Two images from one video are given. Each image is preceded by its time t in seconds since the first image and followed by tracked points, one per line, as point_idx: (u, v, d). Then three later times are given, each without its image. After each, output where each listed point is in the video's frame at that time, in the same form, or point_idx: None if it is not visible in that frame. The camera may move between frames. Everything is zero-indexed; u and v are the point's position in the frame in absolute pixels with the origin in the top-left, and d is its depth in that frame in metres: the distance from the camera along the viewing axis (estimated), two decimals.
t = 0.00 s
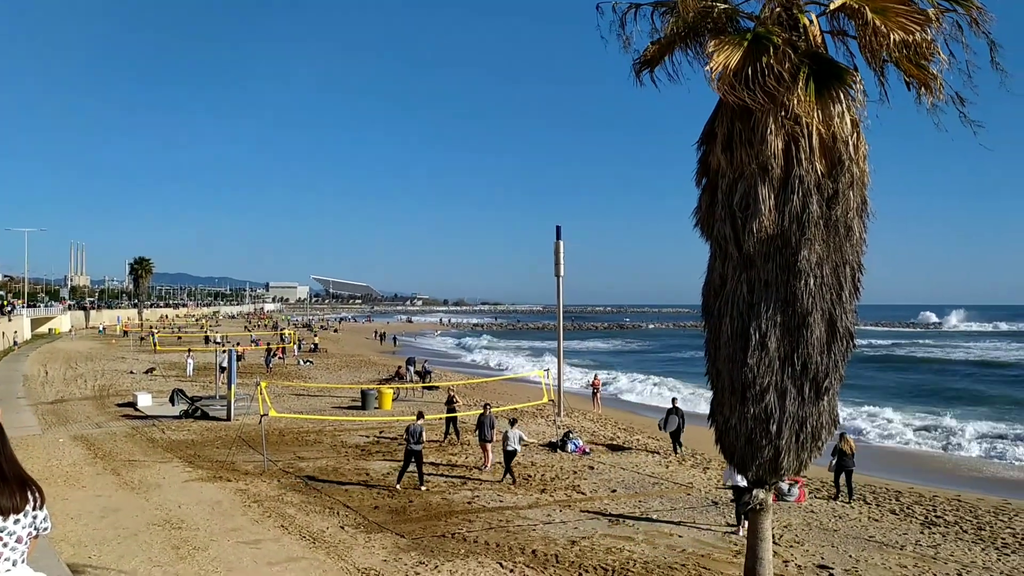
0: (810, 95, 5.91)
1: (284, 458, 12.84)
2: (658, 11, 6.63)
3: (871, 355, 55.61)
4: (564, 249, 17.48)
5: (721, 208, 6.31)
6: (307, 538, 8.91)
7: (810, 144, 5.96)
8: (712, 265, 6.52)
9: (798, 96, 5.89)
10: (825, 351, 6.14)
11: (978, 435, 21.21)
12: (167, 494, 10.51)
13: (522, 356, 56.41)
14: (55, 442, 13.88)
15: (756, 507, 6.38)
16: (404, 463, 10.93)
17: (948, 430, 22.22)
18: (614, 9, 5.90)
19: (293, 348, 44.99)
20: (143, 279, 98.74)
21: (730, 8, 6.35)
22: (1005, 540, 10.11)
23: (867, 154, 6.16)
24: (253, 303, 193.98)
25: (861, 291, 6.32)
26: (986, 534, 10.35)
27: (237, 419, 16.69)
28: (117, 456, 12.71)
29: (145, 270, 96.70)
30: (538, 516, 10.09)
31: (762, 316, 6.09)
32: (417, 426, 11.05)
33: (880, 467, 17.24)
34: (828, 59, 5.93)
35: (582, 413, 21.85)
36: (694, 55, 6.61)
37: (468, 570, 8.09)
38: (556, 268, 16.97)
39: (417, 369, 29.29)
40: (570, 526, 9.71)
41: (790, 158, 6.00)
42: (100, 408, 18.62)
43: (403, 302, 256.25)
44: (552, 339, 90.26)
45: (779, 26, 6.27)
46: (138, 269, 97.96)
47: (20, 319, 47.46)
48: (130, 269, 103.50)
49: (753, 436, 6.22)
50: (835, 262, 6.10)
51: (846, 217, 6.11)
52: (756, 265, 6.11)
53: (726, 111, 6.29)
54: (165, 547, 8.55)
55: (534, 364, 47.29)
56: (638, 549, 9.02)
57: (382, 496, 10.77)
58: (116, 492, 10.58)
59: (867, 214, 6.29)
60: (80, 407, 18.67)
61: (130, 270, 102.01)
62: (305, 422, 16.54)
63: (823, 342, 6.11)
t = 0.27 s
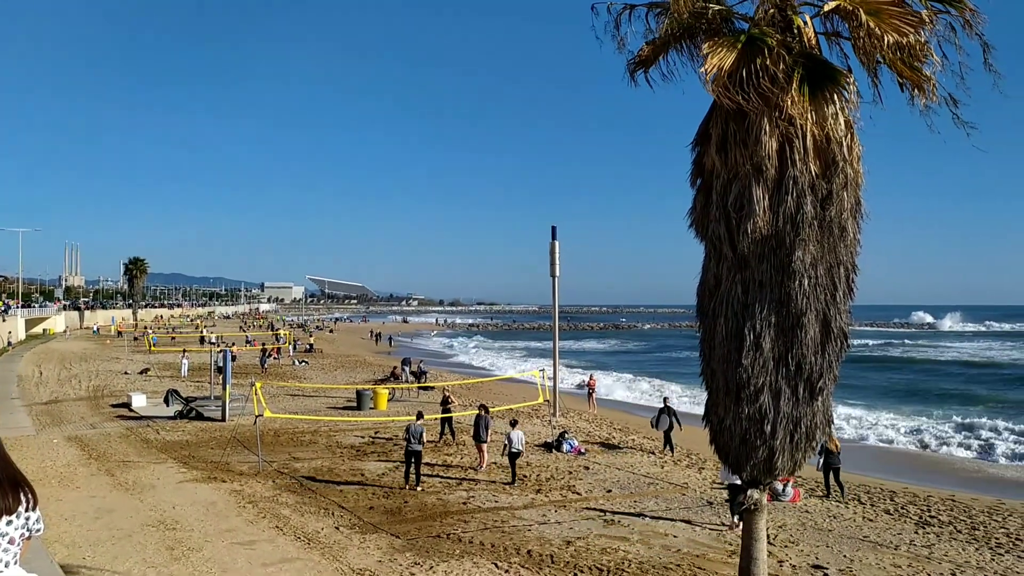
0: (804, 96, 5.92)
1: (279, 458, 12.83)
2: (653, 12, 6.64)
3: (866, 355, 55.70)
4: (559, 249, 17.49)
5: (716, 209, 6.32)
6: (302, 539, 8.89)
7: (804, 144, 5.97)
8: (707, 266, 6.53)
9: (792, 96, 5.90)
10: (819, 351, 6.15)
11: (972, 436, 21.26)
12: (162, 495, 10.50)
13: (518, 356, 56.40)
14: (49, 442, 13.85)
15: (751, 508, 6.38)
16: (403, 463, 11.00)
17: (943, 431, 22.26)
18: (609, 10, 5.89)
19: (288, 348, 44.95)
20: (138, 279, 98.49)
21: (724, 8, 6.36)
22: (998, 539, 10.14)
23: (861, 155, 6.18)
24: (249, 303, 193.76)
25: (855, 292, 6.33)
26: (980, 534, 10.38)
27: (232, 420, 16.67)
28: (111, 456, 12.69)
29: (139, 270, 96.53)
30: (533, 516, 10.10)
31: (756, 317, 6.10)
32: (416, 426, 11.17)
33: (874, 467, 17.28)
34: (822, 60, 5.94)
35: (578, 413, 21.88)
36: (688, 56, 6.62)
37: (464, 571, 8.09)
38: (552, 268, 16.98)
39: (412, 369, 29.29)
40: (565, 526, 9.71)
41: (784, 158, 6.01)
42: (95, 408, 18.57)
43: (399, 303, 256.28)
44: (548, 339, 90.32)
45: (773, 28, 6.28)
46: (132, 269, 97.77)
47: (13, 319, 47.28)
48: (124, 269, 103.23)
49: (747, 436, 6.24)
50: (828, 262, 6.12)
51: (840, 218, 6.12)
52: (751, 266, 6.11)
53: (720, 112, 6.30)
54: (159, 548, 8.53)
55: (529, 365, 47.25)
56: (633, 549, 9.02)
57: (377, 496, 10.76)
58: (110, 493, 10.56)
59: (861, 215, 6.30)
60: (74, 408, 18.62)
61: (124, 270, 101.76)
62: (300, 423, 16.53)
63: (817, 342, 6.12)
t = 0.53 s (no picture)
0: (797, 97, 5.93)
1: (272, 459, 12.80)
2: (647, 13, 6.64)
3: (860, 356, 55.82)
4: (554, 250, 17.48)
5: (709, 210, 6.33)
6: (295, 540, 8.88)
7: (797, 145, 5.97)
8: (700, 266, 6.54)
9: (785, 98, 5.91)
10: (812, 352, 6.16)
11: (965, 437, 21.32)
12: (155, 496, 10.47)
13: (512, 356, 56.36)
14: (41, 443, 13.80)
15: (744, 508, 6.38)
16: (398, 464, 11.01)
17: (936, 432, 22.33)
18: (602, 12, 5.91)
19: (282, 349, 44.86)
20: (132, 279, 98.15)
21: (718, 10, 6.38)
22: (991, 539, 10.17)
23: (854, 156, 6.19)
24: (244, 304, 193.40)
25: (848, 292, 6.35)
26: (973, 534, 10.41)
27: (225, 420, 16.64)
28: (104, 457, 12.65)
29: (133, 270, 96.30)
30: (527, 517, 10.09)
31: (749, 317, 6.10)
32: (410, 427, 11.23)
33: (868, 467, 17.32)
34: (815, 61, 5.95)
35: (572, 414, 21.88)
36: (682, 57, 6.62)
37: (457, 571, 8.08)
38: (546, 269, 16.98)
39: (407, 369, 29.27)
40: (559, 527, 9.71)
41: (777, 159, 6.02)
42: (87, 409, 18.52)
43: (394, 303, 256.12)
44: (543, 340, 90.35)
45: (766, 29, 6.29)
46: (126, 270, 97.52)
47: (6, 320, 47.05)
48: (118, 270, 102.87)
49: (741, 437, 6.24)
50: (822, 263, 6.13)
51: (834, 219, 6.13)
52: (744, 266, 6.12)
53: (714, 113, 6.31)
54: (152, 549, 8.51)
55: (524, 365, 47.29)
56: (627, 550, 9.03)
57: (371, 497, 10.75)
58: (103, 494, 10.52)
59: (854, 216, 6.32)
60: (67, 408, 18.56)
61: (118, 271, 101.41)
62: (294, 423, 16.50)
63: (810, 342, 6.13)
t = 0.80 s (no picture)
0: (790, 98, 5.93)
1: (266, 460, 12.78)
2: (641, 13, 6.64)
3: (853, 357, 56.00)
4: (548, 251, 17.49)
5: (703, 210, 6.33)
6: (290, 541, 8.86)
7: (791, 146, 5.98)
8: (694, 267, 6.54)
9: (779, 99, 5.91)
10: (806, 352, 6.18)
11: (958, 437, 21.40)
12: (148, 497, 10.44)
13: (507, 357, 56.38)
14: (34, 444, 13.76)
15: (739, 508, 6.39)
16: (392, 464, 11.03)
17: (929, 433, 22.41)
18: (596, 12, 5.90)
19: (276, 349, 44.80)
20: (125, 280, 97.83)
21: (712, 11, 6.38)
22: (984, 539, 10.19)
23: (848, 157, 6.21)
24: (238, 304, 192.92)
25: (841, 292, 6.36)
26: (965, 534, 10.45)
27: (219, 421, 16.59)
28: (97, 458, 12.61)
29: (127, 271, 96.05)
30: (522, 517, 10.10)
31: (743, 318, 6.11)
32: (403, 427, 11.25)
33: (862, 467, 17.37)
34: (809, 62, 5.96)
35: (566, 414, 21.90)
36: (676, 58, 6.61)
37: (452, 573, 8.07)
38: (540, 269, 16.97)
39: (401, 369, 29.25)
40: (553, 527, 9.72)
41: (771, 160, 6.02)
42: (80, 410, 18.47)
43: (390, 304, 255.97)
44: (537, 340, 90.43)
45: (760, 30, 6.29)
46: (119, 270, 97.27)
47: None
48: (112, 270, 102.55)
49: (735, 437, 6.24)
50: (815, 264, 6.14)
51: (827, 219, 6.14)
52: (738, 267, 6.12)
53: (708, 113, 6.31)
54: (146, 550, 8.49)
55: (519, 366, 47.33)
56: (622, 550, 9.04)
57: (366, 498, 10.73)
58: (96, 495, 10.49)
59: (848, 216, 6.33)
60: (59, 409, 18.50)
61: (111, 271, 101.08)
62: (288, 424, 16.48)
63: (804, 343, 6.14)
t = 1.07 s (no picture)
0: (783, 100, 5.93)
1: (259, 461, 12.74)
2: (634, 15, 6.64)
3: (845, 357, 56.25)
4: (541, 251, 17.50)
5: (696, 211, 6.33)
6: (282, 542, 8.84)
7: (783, 148, 5.99)
8: (687, 268, 6.55)
9: (771, 101, 5.92)
10: (798, 353, 6.19)
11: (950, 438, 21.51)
12: (140, 498, 10.40)
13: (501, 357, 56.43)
14: (25, 445, 13.70)
15: (731, 509, 6.40)
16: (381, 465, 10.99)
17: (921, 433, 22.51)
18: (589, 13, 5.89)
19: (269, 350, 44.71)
20: (117, 280, 97.48)
21: (704, 12, 6.38)
22: (975, 539, 10.23)
23: (840, 158, 6.22)
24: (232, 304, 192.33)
25: (833, 293, 6.38)
26: (957, 534, 10.49)
27: (211, 422, 16.54)
28: (89, 459, 12.55)
29: (119, 271, 95.74)
30: (515, 518, 10.09)
31: (736, 319, 6.11)
32: (389, 427, 11.16)
33: (854, 467, 17.42)
34: (801, 64, 5.96)
35: (559, 415, 21.93)
36: (669, 59, 6.61)
37: (445, 574, 8.06)
38: (534, 269, 16.98)
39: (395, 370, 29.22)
40: (546, 528, 9.72)
41: (763, 162, 6.03)
42: (71, 411, 18.39)
43: (384, 304, 255.77)
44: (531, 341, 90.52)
45: (753, 31, 6.30)
46: (110, 270, 96.79)
47: None
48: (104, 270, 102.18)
49: (728, 438, 6.24)
50: (808, 265, 6.16)
51: (820, 221, 6.16)
52: (730, 268, 6.13)
53: (700, 115, 6.32)
54: (137, 552, 8.45)
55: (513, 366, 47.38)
56: (615, 550, 9.05)
57: (359, 499, 10.71)
58: (87, 496, 10.45)
59: (840, 218, 6.35)
60: (50, 410, 18.43)
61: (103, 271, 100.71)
62: (280, 425, 16.45)
63: (796, 344, 6.16)
